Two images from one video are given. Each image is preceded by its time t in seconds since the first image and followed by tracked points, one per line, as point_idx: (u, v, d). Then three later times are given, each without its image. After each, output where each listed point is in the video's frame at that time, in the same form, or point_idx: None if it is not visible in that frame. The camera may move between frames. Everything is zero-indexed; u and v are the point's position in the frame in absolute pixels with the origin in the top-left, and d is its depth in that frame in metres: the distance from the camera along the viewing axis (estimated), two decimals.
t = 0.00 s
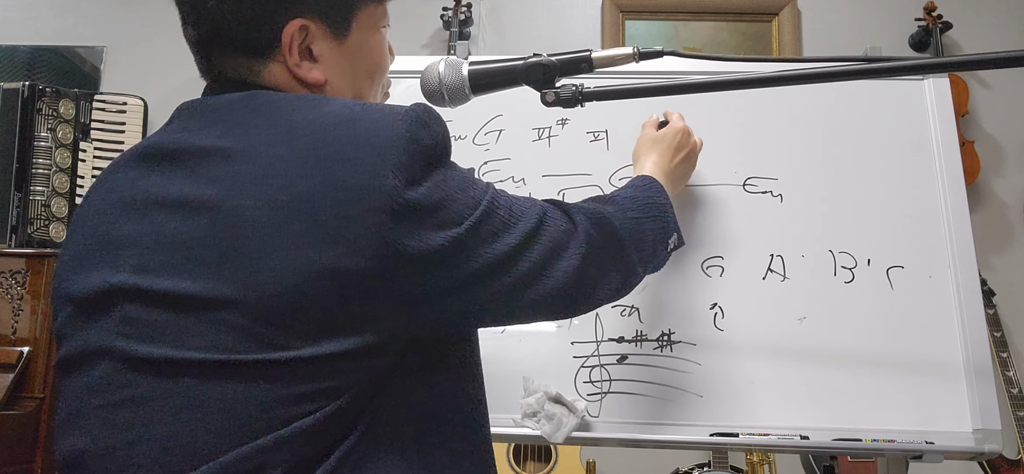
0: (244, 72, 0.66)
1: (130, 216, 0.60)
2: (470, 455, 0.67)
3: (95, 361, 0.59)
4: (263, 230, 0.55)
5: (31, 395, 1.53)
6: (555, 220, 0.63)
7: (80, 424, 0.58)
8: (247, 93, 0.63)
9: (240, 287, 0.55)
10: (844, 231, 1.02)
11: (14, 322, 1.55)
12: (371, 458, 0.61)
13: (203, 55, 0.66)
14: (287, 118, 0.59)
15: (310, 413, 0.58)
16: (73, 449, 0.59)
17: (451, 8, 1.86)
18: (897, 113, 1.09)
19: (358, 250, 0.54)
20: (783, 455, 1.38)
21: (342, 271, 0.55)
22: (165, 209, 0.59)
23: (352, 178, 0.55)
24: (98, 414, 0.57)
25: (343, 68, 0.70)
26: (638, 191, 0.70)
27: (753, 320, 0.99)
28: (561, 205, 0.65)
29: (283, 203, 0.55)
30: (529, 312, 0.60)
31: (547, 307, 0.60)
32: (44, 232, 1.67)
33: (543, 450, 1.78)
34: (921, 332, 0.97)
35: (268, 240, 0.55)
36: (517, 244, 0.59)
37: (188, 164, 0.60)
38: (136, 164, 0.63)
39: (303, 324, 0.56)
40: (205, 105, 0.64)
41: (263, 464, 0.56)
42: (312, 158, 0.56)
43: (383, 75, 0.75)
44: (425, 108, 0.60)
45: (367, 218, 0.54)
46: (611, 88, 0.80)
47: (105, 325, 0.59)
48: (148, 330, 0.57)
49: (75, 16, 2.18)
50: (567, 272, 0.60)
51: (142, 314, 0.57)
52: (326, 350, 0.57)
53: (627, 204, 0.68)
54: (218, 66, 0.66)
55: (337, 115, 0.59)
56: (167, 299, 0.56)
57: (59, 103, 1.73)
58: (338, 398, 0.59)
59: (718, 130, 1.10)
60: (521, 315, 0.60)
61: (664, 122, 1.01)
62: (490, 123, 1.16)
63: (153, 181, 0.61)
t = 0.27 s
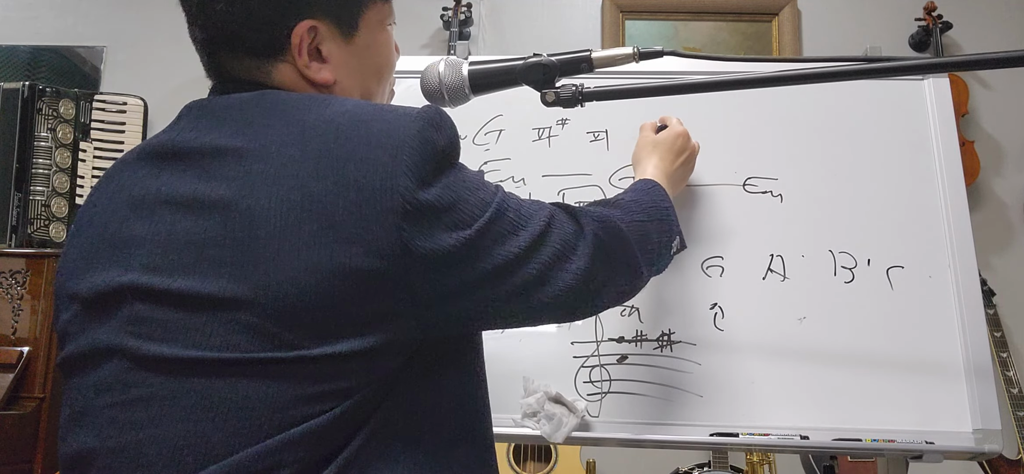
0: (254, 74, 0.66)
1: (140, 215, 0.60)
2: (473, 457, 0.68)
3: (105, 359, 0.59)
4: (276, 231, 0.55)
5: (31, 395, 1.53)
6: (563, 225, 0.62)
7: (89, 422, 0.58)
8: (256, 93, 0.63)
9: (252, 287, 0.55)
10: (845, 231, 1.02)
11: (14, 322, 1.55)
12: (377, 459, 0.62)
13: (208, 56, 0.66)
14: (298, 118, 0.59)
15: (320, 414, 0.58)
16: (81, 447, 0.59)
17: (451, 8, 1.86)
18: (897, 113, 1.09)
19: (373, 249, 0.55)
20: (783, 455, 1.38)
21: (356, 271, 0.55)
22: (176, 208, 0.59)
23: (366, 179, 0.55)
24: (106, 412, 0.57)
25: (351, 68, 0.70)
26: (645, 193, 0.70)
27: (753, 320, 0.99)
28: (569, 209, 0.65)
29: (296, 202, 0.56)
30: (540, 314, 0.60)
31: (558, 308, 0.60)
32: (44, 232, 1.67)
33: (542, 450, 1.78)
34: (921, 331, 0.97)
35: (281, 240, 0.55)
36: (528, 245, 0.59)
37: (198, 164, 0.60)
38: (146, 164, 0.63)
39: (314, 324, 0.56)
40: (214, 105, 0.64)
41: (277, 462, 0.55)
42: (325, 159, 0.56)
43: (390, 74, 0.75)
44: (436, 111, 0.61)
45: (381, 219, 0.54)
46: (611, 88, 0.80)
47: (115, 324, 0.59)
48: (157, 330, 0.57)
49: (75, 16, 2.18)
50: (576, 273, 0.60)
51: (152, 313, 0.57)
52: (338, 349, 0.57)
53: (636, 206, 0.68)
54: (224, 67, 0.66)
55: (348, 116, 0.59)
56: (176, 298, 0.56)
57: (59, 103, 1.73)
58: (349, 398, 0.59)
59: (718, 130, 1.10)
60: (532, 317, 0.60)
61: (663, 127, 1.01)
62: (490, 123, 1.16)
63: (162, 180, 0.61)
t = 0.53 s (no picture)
0: (255, 74, 0.66)
1: (141, 215, 0.60)
2: (473, 457, 0.68)
3: (106, 360, 0.59)
4: (279, 232, 0.55)
5: (31, 395, 1.53)
6: (565, 227, 0.63)
7: (90, 422, 0.58)
8: (257, 93, 0.63)
9: (254, 287, 0.55)
10: (846, 231, 1.02)
11: (14, 322, 1.55)
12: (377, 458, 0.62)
13: (207, 57, 0.66)
14: (300, 119, 0.59)
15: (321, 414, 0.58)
16: (82, 446, 0.59)
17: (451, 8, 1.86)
18: (897, 113, 1.09)
19: (375, 250, 0.55)
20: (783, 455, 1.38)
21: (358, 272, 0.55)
22: (178, 208, 0.59)
23: (368, 181, 0.55)
24: (107, 411, 0.57)
25: (351, 67, 0.70)
26: (646, 195, 0.70)
27: (754, 321, 0.99)
28: (571, 211, 0.65)
29: (299, 203, 0.56)
30: (542, 316, 0.60)
31: (560, 310, 0.60)
32: (44, 232, 1.67)
33: (543, 450, 1.78)
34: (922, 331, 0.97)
35: (283, 241, 0.55)
36: (530, 246, 0.59)
37: (200, 164, 0.60)
38: (147, 164, 0.63)
39: (316, 325, 0.56)
40: (216, 104, 0.64)
41: (279, 463, 0.55)
42: (327, 160, 0.56)
43: (389, 72, 0.75)
44: (438, 112, 0.61)
45: (384, 219, 0.54)
46: (611, 88, 0.80)
47: (117, 324, 0.59)
48: (160, 330, 0.57)
49: (75, 15, 2.18)
50: (578, 275, 0.60)
51: (154, 313, 0.57)
52: (340, 350, 0.57)
53: (637, 208, 0.68)
54: (225, 68, 0.66)
55: (350, 117, 0.59)
56: (178, 298, 0.56)
57: (59, 103, 1.73)
58: (350, 398, 0.60)
59: (717, 130, 1.10)
60: (533, 319, 0.60)
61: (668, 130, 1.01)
62: (490, 123, 1.17)
63: (164, 180, 0.61)
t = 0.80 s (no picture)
0: (255, 74, 0.66)
1: (142, 215, 0.60)
2: (474, 457, 0.68)
3: (107, 359, 0.59)
4: (280, 231, 0.55)
5: (30, 395, 1.53)
6: (567, 224, 0.62)
7: (90, 421, 0.58)
8: (257, 92, 0.63)
9: (254, 286, 0.55)
10: (846, 231, 1.02)
11: (14, 322, 1.55)
12: (377, 459, 0.62)
13: (206, 57, 0.66)
14: (300, 117, 0.59)
15: (321, 413, 0.58)
16: (82, 447, 0.59)
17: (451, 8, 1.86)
18: (896, 114, 1.09)
19: (375, 249, 0.55)
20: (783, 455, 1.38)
21: (359, 271, 0.55)
22: (178, 207, 0.59)
23: (368, 180, 0.55)
24: (108, 411, 0.57)
25: (351, 65, 0.70)
26: (649, 194, 0.70)
27: (753, 321, 0.99)
28: (573, 209, 0.65)
29: (299, 201, 0.56)
30: (543, 314, 0.60)
31: (560, 308, 0.60)
32: (44, 232, 1.67)
33: (543, 450, 1.78)
34: (922, 331, 0.97)
35: (283, 241, 0.55)
36: (531, 244, 0.59)
37: (201, 163, 0.60)
38: (148, 164, 0.63)
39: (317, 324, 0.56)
40: (216, 104, 0.64)
41: (280, 462, 0.55)
42: (328, 158, 0.56)
43: (388, 70, 0.76)
44: (438, 110, 0.61)
45: (384, 218, 0.54)
46: (611, 88, 0.80)
47: (118, 324, 0.58)
48: (160, 329, 0.57)
49: (75, 15, 2.18)
50: (578, 273, 0.60)
51: (155, 313, 0.57)
52: (341, 348, 0.57)
53: (638, 206, 0.68)
54: (225, 69, 0.66)
55: (351, 115, 0.59)
56: (179, 297, 0.56)
57: (59, 103, 1.73)
58: (351, 398, 0.60)
59: (718, 130, 1.10)
60: (535, 317, 0.60)
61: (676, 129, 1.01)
62: (490, 123, 1.17)
63: (164, 180, 0.61)
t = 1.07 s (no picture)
0: (254, 74, 0.66)
1: (142, 215, 0.60)
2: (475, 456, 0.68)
3: (107, 359, 0.59)
4: (280, 230, 0.55)
5: (30, 396, 1.53)
6: (567, 223, 0.62)
7: (91, 421, 0.58)
8: (257, 92, 0.63)
9: (254, 286, 0.55)
10: (846, 231, 1.02)
11: (14, 322, 1.55)
12: (377, 459, 0.61)
13: (206, 58, 0.66)
14: (300, 117, 0.59)
15: (321, 413, 0.58)
16: (83, 446, 0.59)
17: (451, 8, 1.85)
18: (896, 114, 1.09)
19: (375, 249, 0.55)
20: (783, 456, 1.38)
21: (359, 270, 0.55)
22: (179, 207, 0.59)
23: (369, 180, 0.55)
24: (108, 411, 0.57)
25: (351, 65, 0.70)
26: (650, 193, 0.70)
27: (753, 321, 0.99)
28: (573, 208, 0.65)
29: (299, 201, 0.56)
30: (542, 313, 0.60)
31: (560, 307, 0.60)
32: (44, 232, 1.67)
33: (543, 450, 1.78)
34: (922, 331, 0.97)
35: (283, 240, 0.55)
36: (531, 243, 0.59)
37: (201, 164, 0.60)
38: (148, 164, 0.63)
39: (317, 324, 0.57)
40: (217, 104, 0.64)
41: (280, 462, 0.55)
42: (328, 158, 0.56)
43: (388, 69, 0.76)
44: (438, 110, 0.61)
45: (384, 217, 0.54)
46: (611, 88, 0.80)
47: (118, 324, 0.59)
48: (160, 329, 0.57)
49: (75, 16, 2.18)
50: (578, 271, 0.60)
51: (155, 313, 0.57)
52: (342, 348, 0.57)
53: (639, 205, 0.68)
54: (225, 70, 0.66)
55: (351, 115, 0.59)
56: (180, 297, 0.56)
57: (59, 103, 1.73)
58: (351, 397, 0.60)
59: (718, 130, 1.10)
60: (534, 316, 0.60)
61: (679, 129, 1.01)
62: (490, 123, 1.17)
63: (165, 180, 0.61)
